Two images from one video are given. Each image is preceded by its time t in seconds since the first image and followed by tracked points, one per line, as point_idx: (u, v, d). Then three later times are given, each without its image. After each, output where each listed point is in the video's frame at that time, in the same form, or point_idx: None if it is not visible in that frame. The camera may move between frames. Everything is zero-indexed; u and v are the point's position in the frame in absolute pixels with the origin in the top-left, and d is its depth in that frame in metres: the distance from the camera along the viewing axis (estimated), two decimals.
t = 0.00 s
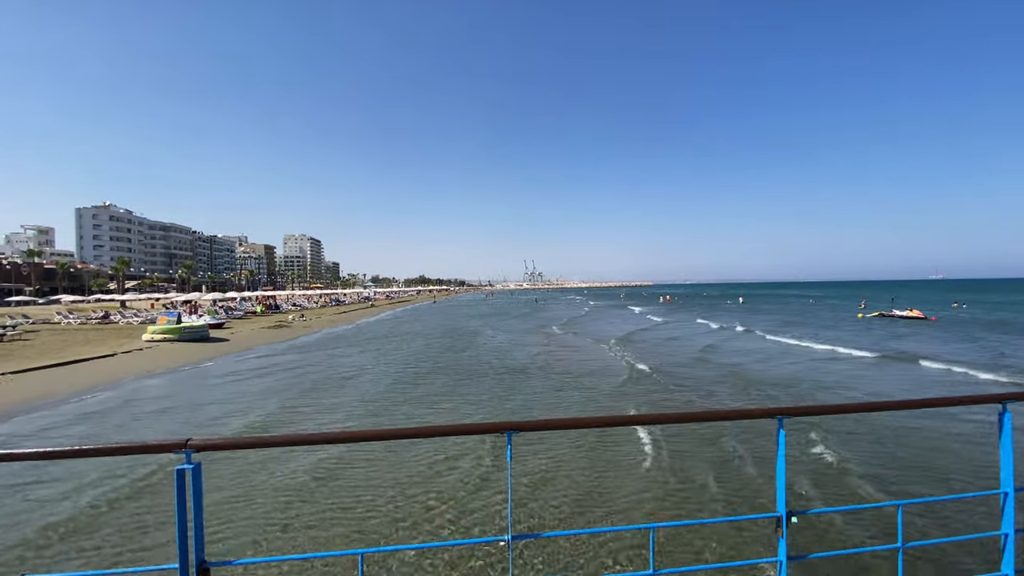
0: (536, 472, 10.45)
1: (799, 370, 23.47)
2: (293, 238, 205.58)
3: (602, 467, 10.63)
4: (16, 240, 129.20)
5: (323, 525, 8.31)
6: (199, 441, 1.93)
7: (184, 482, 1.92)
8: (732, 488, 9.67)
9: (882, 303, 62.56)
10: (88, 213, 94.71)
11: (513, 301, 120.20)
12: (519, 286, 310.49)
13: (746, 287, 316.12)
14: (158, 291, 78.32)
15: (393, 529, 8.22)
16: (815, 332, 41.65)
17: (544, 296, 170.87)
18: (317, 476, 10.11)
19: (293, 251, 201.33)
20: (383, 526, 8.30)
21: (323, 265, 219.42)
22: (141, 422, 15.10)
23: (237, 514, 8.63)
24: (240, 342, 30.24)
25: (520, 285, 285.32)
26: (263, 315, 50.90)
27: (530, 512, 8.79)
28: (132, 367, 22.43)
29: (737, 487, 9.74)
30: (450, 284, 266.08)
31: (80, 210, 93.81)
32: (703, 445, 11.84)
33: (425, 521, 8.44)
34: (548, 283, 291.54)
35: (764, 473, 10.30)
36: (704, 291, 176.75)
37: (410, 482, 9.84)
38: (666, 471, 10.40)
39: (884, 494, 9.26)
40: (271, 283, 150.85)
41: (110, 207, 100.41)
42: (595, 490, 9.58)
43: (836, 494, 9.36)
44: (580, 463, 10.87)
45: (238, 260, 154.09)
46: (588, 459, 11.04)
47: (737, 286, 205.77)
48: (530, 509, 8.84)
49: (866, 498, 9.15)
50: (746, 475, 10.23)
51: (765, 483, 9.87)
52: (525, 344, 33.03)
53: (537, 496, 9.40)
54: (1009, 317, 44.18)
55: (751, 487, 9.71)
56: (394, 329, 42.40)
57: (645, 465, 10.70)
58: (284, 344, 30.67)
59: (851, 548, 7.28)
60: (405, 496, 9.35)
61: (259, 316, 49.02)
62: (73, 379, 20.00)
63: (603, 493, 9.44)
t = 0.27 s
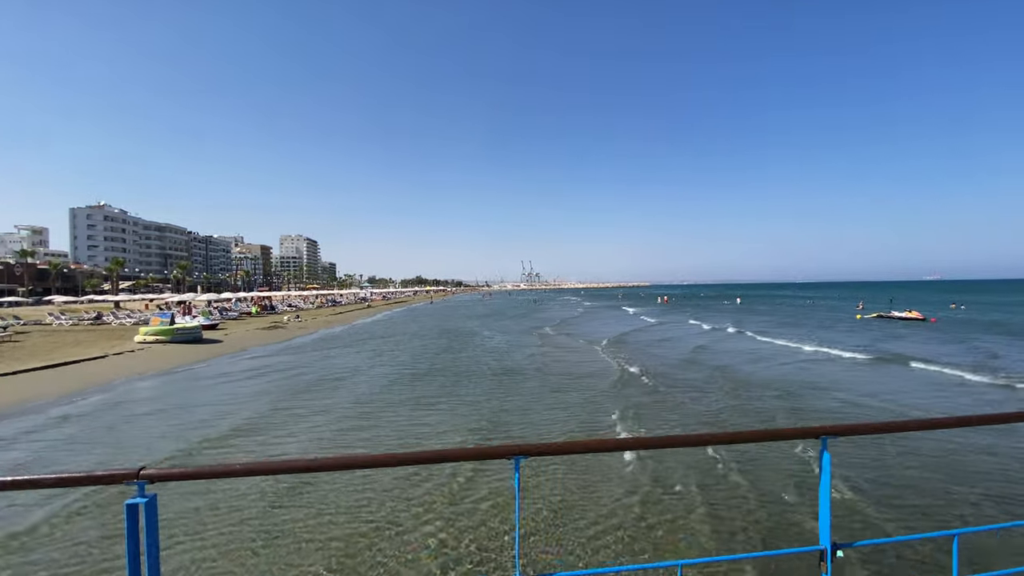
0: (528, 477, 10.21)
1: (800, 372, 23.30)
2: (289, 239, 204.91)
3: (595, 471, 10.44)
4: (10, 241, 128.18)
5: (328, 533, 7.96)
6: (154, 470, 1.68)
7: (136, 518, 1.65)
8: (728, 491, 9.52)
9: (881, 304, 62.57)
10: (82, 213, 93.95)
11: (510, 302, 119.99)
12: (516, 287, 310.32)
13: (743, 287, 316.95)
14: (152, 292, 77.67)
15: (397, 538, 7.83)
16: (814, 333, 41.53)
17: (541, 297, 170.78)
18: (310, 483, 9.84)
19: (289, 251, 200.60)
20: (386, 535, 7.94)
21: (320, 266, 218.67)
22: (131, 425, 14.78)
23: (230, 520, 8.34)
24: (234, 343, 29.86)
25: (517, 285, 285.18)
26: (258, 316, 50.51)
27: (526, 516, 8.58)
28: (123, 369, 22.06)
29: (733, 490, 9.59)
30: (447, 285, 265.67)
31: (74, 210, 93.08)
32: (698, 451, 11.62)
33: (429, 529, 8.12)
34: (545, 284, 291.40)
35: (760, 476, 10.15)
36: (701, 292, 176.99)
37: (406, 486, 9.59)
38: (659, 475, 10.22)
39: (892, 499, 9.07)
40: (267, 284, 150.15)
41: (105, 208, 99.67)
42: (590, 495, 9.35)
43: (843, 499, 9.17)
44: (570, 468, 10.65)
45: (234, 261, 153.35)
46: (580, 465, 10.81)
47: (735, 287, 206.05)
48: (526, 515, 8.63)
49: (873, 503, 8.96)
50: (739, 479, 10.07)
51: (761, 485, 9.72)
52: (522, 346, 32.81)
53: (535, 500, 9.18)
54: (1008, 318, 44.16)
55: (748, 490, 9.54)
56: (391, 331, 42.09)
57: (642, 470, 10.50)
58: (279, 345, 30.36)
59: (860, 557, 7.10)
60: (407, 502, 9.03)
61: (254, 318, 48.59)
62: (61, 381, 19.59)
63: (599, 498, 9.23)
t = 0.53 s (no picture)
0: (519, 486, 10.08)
1: (798, 372, 23.25)
2: (286, 241, 204.25)
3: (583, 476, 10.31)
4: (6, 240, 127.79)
5: (326, 537, 7.67)
6: (99, 503, 1.92)
7: (81, 555, 1.86)
8: (718, 493, 9.46)
9: (879, 304, 62.55)
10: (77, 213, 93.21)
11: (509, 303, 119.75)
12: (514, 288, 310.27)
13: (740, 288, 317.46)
14: (147, 293, 76.98)
15: (398, 543, 7.54)
16: (812, 334, 41.49)
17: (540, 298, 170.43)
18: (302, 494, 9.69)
19: (287, 252, 199.82)
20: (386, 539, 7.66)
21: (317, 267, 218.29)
22: (121, 426, 14.61)
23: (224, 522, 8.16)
24: (229, 344, 29.63)
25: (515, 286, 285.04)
26: (254, 317, 50.20)
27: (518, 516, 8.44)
28: (115, 370, 21.83)
29: (722, 492, 9.54)
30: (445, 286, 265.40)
31: (68, 209, 92.36)
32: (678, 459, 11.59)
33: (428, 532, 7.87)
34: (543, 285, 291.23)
35: (747, 477, 10.13)
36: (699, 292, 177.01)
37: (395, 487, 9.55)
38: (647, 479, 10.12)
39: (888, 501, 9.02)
40: (264, 284, 149.42)
41: (100, 208, 99.00)
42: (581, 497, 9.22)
43: (838, 502, 9.13)
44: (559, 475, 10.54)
45: (230, 261, 152.56)
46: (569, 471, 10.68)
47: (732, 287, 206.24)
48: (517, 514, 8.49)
49: (869, 505, 8.90)
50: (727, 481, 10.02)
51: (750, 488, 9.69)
52: (520, 346, 32.67)
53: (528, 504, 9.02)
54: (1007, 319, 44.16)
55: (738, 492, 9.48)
56: (388, 331, 41.89)
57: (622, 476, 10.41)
58: (275, 346, 30.21)
59: (861, 564, 7.04)
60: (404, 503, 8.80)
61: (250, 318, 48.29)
62: (51, 382, 19.31)
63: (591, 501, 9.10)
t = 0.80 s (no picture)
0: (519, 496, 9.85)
1: (797, 374, 23.12)
2: (282, 241, 203.32)
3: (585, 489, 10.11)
4: None
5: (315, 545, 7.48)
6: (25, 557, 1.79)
7: None
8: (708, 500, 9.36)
9: (877, 306, 62.61)
10: (72, 213, 92.43)
11: (507, 304, 119.52)
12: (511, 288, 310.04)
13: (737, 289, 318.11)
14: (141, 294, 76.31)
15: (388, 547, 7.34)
16: (811, 335, 41.41)
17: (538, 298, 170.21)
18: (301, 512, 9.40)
19: (283, 253, 198.93)
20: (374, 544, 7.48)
21: (314, 268, 217.54)
22: (111, 429, 14.26)
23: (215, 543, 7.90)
24: (223, 346, 29.22)
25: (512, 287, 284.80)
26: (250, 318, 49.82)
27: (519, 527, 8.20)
28: (107, 373, 21.44)
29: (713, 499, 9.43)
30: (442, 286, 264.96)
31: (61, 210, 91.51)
32: (677, 466, 11.37)
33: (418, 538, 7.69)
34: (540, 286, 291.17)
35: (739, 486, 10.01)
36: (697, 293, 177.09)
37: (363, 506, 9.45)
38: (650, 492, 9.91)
39: (898, 506, 8.82)
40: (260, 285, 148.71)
41: (95, 209, 98.21)
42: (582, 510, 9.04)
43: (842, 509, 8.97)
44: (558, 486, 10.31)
45: (226, 262, 151.78)
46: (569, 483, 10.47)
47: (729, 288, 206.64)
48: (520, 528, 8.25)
49: (874, 512, 8.74)
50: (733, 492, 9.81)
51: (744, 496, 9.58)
52: (517, 348, 32.45)
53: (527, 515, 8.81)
54: (1003, 320, 44.31)
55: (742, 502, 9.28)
56: (384, 332, 41.65)
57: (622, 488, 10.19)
58: (269, 348, 29.92)
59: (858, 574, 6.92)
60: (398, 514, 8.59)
61: (244, 320, 47.84)
62: (39, 386, 18.88)
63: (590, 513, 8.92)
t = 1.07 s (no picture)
0: (519, 497, 9.72)
1: (798, 375, 22.96)
2: (278, 242, 202.48)
3: (586, 491, 9.97)
4: None
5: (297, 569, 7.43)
6: None
7: None
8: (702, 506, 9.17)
9: (874, 307, 62.83)
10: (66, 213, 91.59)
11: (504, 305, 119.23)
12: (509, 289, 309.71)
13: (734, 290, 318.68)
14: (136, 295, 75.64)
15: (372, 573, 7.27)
16: (810, 335, 41.27)
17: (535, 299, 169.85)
18: (291, 508, 9.36)
19: (280, 253, 197.99)
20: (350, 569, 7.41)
21: (311, 268, 216.72)
22: (103, 431, 13.97)
23: (203, 556, 7.84)
24: (218, 347, 28.87)
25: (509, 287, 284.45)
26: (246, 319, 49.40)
27: (515, 542, 8.08)
28: (99, 375, 21.06)
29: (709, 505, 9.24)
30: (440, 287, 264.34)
31: (55, 210, 90.75)
32: (683, 468, 11.17)
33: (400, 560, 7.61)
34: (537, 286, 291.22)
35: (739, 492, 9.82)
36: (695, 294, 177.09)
37: (350, 507, 9.29)
38: (656, 496, 9.74)
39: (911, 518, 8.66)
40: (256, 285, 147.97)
41: (89, 209, 97.40)
42: (582, 516, 8.92)
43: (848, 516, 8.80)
44: (558, 487, 10.19)
45: (222, 263, 150.99)
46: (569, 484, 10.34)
47: (726, 289, 207.22)
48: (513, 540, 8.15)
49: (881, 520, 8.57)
50: (741, 500, 9.63)
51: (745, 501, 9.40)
52: (516, 349, 32.25)
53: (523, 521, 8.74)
54: (1001, 322, 44.49)
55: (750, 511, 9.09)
56: (382, 333, 41.38)
57: (627, 489, 10.05)
58: (264, 349, 29.60)
59: None
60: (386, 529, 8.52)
61: (240, 321, 47.48)
62: (30, 388, 18.51)
63: (587, 521, 8.72)
